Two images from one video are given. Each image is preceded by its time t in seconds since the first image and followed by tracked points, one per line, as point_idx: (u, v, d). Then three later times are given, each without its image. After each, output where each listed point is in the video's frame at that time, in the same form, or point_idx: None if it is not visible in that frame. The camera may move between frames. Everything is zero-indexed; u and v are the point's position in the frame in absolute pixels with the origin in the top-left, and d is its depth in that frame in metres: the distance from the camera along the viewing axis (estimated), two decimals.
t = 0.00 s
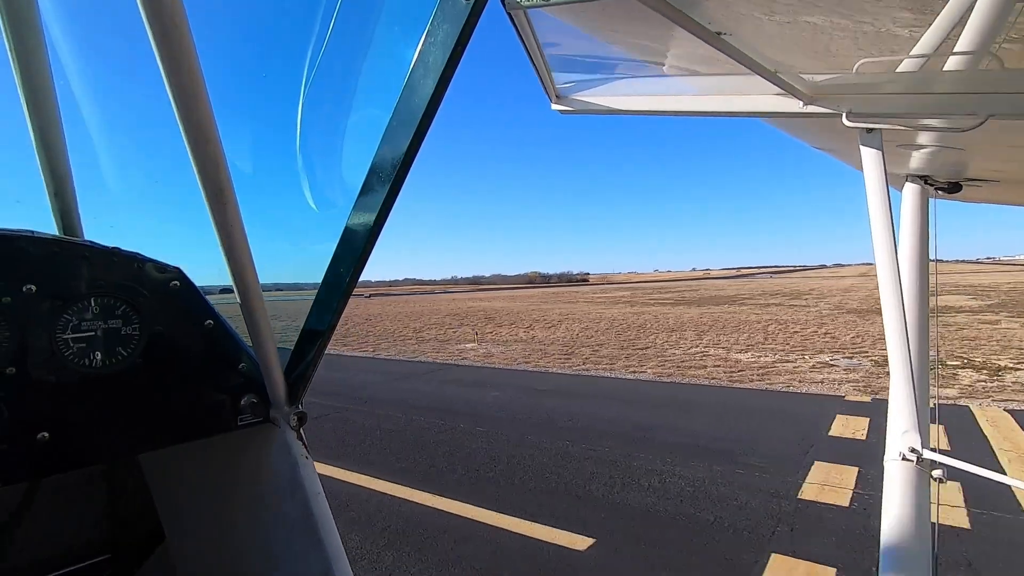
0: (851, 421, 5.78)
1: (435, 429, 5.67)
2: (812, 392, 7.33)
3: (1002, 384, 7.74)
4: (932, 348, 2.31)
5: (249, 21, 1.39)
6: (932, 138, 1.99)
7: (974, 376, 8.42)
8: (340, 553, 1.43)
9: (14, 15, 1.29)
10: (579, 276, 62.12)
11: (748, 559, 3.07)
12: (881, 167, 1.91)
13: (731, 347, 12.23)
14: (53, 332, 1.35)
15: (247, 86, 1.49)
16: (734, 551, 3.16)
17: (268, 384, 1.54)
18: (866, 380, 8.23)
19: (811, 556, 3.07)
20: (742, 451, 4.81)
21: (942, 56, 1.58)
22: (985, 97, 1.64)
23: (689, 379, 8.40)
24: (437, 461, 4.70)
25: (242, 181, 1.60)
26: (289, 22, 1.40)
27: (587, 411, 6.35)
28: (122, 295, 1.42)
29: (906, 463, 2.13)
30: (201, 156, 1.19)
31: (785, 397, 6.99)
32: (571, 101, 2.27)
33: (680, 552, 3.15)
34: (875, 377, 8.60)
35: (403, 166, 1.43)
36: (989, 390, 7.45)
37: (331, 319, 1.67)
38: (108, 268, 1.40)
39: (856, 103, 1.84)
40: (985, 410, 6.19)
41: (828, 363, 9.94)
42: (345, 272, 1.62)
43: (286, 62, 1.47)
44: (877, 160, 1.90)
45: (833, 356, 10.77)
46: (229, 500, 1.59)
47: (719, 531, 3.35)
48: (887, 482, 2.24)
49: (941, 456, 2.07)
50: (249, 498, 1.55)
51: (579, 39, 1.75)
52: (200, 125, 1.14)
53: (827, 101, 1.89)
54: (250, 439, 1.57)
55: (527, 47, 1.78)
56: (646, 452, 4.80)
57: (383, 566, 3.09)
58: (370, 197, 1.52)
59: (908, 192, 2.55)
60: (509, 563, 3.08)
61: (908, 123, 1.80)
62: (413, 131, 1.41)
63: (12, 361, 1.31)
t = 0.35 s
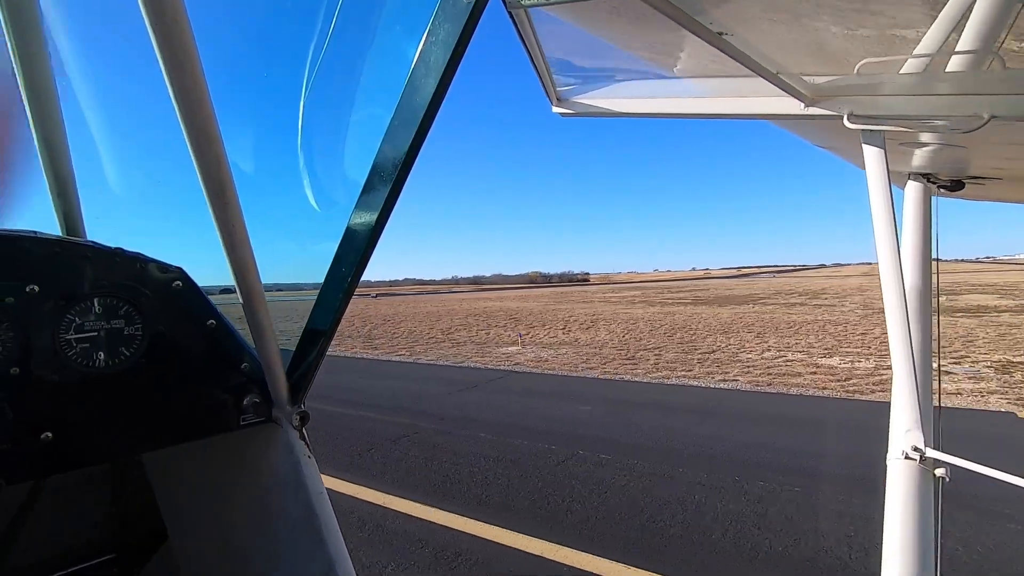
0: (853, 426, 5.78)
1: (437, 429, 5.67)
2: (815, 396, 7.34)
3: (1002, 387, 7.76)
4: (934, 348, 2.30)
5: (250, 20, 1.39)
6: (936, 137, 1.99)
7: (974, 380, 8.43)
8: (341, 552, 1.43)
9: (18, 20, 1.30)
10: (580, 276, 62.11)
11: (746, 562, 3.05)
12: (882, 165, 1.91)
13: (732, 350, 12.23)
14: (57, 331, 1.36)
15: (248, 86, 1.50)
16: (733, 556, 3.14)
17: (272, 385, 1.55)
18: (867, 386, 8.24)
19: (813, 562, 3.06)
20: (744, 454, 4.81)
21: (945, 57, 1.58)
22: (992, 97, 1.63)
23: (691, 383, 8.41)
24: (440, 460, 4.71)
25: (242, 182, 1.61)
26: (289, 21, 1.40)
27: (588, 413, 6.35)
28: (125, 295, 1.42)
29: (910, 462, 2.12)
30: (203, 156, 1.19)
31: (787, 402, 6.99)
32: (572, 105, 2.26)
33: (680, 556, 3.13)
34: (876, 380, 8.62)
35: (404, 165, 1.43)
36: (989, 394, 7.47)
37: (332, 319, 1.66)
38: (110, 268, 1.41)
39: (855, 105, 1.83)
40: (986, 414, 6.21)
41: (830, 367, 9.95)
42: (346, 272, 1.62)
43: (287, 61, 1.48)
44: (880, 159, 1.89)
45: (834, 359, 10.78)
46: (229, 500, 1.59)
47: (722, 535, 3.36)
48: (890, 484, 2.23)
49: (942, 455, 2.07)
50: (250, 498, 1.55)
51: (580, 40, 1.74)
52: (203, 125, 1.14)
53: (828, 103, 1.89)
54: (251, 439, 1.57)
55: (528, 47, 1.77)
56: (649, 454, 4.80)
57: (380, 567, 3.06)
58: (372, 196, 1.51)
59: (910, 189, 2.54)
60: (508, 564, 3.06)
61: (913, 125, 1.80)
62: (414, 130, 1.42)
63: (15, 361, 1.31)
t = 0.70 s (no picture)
0: (852, 430, 5.80)
1: (439, 436, 5.71)
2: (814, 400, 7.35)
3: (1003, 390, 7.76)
4: (935, 350, 2.29)
5: (251, 19, 1.39)
6: (935, 138, 1.99)
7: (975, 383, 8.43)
8: (340, 552, 1.43)
9: (19, 20, 1.29)
10: (579, 276, 62.17)
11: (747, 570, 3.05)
12: (883, 166, 1.91)
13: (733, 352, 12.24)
14: (57, 331, 1.35)
15: (249, 85, 1.50)
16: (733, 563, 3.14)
17: (271, 386, 1.55)
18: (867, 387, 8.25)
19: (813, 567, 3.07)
20: (743, 460, 4.84)
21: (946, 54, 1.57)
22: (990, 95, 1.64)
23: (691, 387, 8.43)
24: (440, 468, 4.74)
25: (243, 182, 1.61)
26: (291, 21, 1.41)
27: (589, 419, 6.37)
28: (125, 295, 1.42)
29: (911, 463, 2.12)
30: (204, 157, 1.19)
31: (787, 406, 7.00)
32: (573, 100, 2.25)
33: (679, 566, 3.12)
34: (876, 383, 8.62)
35: (405, 166, 1.43)
36: (989, 397, 7.47)
37: (332, 319, 1.66)
38: (110, 268, 1.40)
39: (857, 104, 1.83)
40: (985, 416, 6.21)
41: (830, 369, 9.95)
42: (346, 272, 1.62)
43: (288, 60, 1.48)
44: (880, 161, 1.89)
45: (835, 361, 10.78)
46: (229, 500, 1.59)
47: (722, 542, 3.37)
48: (890, 486, 2.22)
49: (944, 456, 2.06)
50: (251, 498, 1.55)
51: (581, 40, 1.75)
52: (202, 126, 1.14)
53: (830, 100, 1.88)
54: (251, 439, 1.57)
55: (529, 47, 1.77)
56: (649, 461, 4.82)
57: None
58: (373, 196, 1.51)
59: (912, 191, 2.54)
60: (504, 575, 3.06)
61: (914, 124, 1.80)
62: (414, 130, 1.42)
63: (16, 361, 1.31)
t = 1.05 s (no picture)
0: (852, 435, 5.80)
1: (440, 440, 5.72)
2: (814, 403, 7.35)
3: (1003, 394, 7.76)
4: (933, 350, 2.29)
5: (251, 19, 1.39)
6: (934, 139, 1.99)
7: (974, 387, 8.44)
8: (340, 553, 1.43)
9: (19, 21, 1.27)
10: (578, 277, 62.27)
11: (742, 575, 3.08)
12: (883, 168, 1.91)
13: (732, 354, 12.25)
14: (56, 332, 1.35)
15: (248, 85, 1.50)
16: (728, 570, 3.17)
17: (270, 387, 1.55)
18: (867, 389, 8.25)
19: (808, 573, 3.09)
20: (743, 466, 4.84)
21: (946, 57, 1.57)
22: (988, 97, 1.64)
23: (691, 389, 8.43)
24: (441, 472, 4.75)
25: (243, 182, 1.62)
26: (290, 21, 1.41)
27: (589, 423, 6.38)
28: (125, 296, 1.41)
29: (909, 464, 2.14)
30: (203, 157, 1.19)
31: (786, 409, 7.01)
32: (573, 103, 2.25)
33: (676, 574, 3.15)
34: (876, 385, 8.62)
35: (404, 167, 1.43)
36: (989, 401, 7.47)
37: (331, 320, 1.66)
38: (110, 268, 1.40)
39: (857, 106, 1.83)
40: (985, 420, 6.22)
41: (830, 371, 9.96)
42: (346, 274, 1.62)
43: (288, 60, 1.48)
44: (880, 162, 1.90)
45: (835, 363, 10.78)
46: (229, 501, 1.59)
47: (719, 550, 3.40)
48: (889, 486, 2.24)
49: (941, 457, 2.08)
50: (251, 498, 1.54)
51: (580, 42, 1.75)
52: (201, 127, 1.14)
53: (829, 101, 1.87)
54: (251, 440, 1.58)
55: (529, 48, 1.77)
56: (649, 467, 4.83)
57: None
58: (373, 197, 1.51)
59: (910, 193, 2.54)
60: None
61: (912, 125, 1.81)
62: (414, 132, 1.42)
63: (16, 362, 1.31)
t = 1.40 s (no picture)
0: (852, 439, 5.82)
1: (442, 444, 5.73)
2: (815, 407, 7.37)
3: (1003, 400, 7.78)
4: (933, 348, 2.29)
5: (250, 19, 1.39)
6: (933, 137, 2.00)
7: (974, 392, 8.46)
8: (340, 553, 1.43)
9: (17, 21, 1.28)
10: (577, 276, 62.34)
11: None
12: (882, 167, 1.91)
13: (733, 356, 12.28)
14: (55, 332, 1.35)
15: (248, 84, 1.50)
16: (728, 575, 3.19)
17: (270, 386, 1.55)
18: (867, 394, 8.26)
19: None
20: (745, 472, 4.85)
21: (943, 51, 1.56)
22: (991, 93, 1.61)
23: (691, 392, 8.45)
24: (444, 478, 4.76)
25: (241, 182, 1.61)
26: (288, 19, 1.40)
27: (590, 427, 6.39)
28: (124, 295, 1.42)
29: (908, 462, 2.13)
30: (202, 156, 1.19)
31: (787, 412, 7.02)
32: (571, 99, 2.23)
33: None
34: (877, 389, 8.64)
35: (403, 166, 1.43)
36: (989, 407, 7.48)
37: (331, 319, 1.66)
38: (110, 268, 1.40)
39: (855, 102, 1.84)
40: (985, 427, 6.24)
41: (831, 374, 9.97)
42: (346, 273, 1.62)
43: (287, 58, 1.47)
44: (878, 159, 1.90)
45: (836, 367, 10.79)
46: (229, 500, 1.59)
47: (718, 554, 3.42)
48: (888, 484, 2.24)
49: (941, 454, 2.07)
50: (251, 498, 1.55)
51: (580, 40, 1.77)
52: (199, 127, 1.14)
53: (829, 99, 1.88)
54: (251, 440, 1.57)
55: (528, 47, 1.77)
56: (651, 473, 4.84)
57: None
58: (372, 197, 1.51)
59: (909, 190, 2.55)
60: None
61: (911, 122, 1.80)
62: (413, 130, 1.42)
63: (15, 362, 1.31)
